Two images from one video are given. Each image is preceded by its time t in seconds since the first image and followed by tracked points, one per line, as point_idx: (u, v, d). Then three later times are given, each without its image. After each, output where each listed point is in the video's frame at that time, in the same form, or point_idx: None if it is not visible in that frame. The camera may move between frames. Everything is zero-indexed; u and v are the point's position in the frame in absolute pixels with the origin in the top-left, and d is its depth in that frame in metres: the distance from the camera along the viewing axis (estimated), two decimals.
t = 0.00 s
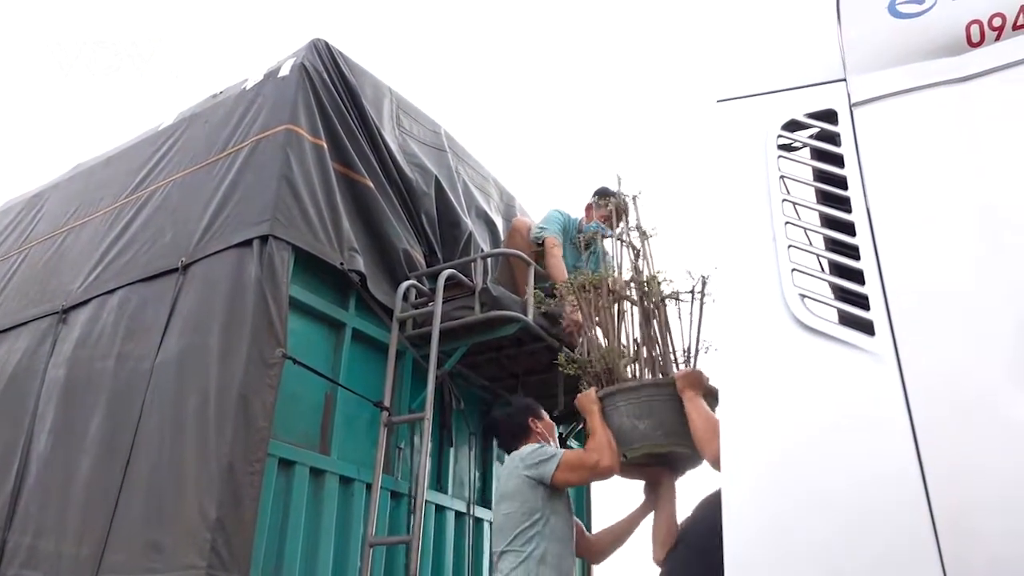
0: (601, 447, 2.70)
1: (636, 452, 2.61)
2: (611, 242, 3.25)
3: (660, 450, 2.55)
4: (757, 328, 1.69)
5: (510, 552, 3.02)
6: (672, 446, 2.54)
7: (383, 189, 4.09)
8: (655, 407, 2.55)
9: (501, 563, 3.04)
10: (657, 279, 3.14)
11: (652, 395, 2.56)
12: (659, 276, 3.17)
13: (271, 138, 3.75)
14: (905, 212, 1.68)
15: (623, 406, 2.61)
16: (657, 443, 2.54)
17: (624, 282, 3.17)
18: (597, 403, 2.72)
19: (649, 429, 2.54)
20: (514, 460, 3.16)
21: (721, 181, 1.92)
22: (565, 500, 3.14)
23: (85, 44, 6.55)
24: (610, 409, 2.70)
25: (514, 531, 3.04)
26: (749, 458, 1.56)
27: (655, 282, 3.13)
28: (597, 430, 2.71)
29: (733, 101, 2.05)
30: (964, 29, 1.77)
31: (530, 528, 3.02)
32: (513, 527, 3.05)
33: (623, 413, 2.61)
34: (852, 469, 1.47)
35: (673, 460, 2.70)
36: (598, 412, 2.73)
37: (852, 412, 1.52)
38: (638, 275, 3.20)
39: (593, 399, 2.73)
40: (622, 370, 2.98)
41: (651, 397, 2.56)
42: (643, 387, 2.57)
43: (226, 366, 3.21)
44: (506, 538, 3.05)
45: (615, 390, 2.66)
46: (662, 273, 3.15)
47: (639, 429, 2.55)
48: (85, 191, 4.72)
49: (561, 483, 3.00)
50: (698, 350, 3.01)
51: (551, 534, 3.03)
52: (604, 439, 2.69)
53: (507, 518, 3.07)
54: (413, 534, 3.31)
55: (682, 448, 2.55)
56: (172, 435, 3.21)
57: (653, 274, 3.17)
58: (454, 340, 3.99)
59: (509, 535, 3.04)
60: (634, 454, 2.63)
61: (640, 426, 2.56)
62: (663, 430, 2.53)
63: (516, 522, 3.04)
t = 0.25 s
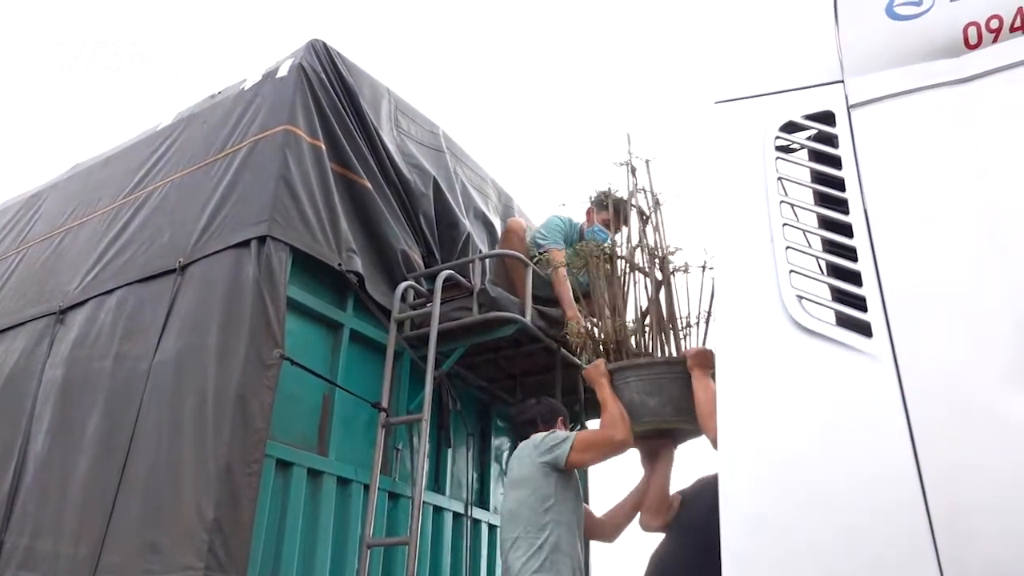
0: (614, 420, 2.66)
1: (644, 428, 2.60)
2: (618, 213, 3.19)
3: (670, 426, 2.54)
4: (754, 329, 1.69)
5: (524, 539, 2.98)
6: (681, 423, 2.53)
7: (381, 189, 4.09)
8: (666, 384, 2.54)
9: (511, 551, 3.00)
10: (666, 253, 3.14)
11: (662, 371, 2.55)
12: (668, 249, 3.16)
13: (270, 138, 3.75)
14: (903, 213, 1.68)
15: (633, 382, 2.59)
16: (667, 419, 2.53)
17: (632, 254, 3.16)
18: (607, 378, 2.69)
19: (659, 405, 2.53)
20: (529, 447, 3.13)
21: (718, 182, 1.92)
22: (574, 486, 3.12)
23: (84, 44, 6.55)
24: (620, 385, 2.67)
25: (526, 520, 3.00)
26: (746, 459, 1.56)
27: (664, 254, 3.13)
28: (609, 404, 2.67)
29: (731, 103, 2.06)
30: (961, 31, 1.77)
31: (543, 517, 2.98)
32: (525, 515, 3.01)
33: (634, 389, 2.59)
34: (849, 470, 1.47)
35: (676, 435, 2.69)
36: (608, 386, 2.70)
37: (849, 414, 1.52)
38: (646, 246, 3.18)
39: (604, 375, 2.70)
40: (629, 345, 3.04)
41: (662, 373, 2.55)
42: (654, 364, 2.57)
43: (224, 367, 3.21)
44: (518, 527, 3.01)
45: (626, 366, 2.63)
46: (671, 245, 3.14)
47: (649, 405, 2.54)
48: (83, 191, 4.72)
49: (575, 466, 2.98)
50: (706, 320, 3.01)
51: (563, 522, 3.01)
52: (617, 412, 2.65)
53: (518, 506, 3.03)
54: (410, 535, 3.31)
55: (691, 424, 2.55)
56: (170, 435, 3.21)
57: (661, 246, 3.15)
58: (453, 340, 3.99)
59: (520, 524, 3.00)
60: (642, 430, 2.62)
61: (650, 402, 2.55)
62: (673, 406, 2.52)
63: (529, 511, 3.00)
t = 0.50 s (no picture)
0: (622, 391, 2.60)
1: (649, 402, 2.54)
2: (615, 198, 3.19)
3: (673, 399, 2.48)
4: (755, 332, 1.69)
5: (552, 542, 2.88)
6: (688, 396, 2.47)
7: (381, 191, 4.09)
8: (671, 355, 2.49)
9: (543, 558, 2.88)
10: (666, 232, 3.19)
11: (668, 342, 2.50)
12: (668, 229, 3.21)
13: (270, 141, 3.75)
14: (903, 216, 1.68)
15: (639, 354, 2.55)
16: (671, 391, 2.47)
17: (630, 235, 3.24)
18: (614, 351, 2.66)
19: (663, 376, 2.48)
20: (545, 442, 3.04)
21: (719, 185, 1.93)
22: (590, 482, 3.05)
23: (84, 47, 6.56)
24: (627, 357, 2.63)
25: (557, 523, 2.90)
26: (747, 462, 1.55)
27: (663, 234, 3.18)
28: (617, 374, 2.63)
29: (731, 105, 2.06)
30: (962, 32, 1.78)
31: (573, 518, 2.90)
32: (552, 518, 2.91)
33: (639, 360, 2.55)
34: (850, 474, 1.47)
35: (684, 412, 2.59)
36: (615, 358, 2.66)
37: (850, 416, 1.52)
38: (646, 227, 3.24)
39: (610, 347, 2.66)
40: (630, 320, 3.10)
41: (668, 345, 2.50)
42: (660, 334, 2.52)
43: (225, 371, 3.21)
44: (548, 532, 2.90)
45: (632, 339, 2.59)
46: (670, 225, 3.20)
47: (654, 376, 2.50)
48: (83, 194, 4.72)
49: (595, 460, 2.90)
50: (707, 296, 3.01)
51: (588, 520, 2.93)
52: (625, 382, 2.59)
53: (546, 510, 2.92)
54: (411, 538, 3.31)
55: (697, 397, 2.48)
56: (170, 439, 3.20)
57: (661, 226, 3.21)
58: (454, 342, 3.99)
59: (551, 527, 2.90)
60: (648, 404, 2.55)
61: (655, 373, 2.50)
62: (677, 377, 2.47)
63: (559, 514, 2.90)
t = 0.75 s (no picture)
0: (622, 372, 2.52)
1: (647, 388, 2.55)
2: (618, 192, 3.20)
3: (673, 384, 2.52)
4: (758, 334, 1.69)
5: (570, 541, 2.55)
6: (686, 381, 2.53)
7: (383, 193, 4.09)
8: (673, 342, 2.53)
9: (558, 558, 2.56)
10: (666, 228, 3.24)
11: (671, 329, 2.53)
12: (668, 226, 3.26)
13: (272, 142, 3.75)
14: (905, 219, 1.68)
15: (642, 340, 2.56)
16: (672, 376, 2.51)
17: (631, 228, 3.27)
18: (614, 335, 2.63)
19: (665, 362, 2.51)
20: (567, 441, 2.62)
21: (721, 187, 1.93)
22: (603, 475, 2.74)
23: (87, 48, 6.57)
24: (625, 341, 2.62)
25: (573, 520, 2.57)
26: (750, 465, 1.56)
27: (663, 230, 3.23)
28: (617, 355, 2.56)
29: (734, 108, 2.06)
30: (963, 35, 1.77)
31: (590, 513, 2.59)
32: (566, 515, 2.58)
33: (641, 346, 2.55)
34: (852, 477, 1.47)
35: (674, 399, 2.66)
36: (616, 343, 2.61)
37: (853, 419, 1.52)
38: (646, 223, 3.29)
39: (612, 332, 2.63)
40: (627, 313, 3.10)
41: (669, 332, 2.54)
42: (662, 321, 2.54)
43: (228, 373, 3.21)
44: (564, 531, 2.57)
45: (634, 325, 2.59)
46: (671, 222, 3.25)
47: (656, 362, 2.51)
48: (86, 195, 4.73)
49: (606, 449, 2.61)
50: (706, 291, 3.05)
51: (605, 514, 2.63)
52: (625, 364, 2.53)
53: (561, 507, 2.59)
54: (413, 540, 3.31)
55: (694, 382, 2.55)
56: (172, 441, 3.20)
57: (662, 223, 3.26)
58: (455, 344, 3.99)
59: (568, 525, 2.57)
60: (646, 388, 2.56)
61: (657, 359, 2.52)
62: (678, 364, 2.52)
63: (575, 510, 2.58)
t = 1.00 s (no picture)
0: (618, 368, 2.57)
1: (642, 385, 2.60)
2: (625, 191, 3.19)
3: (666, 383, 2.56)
4: (757, 338, 1.69)
5: (570, 538, 2.54)
6: (680, 381, 2.58)
7: (383, 196, 4.10)
8: (670, 342, 2.57)
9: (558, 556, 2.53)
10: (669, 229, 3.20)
11: (667, 331, 2.58)
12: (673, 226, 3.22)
13: (272, 145, 3.76)
14: (905, 223, 1.69)
15: (642, 338, 2.59)
16: (667, 376, 2.56)
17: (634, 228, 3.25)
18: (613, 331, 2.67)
19: (662, 361, 2.56)
20: (569, 440, 2.60)
21: (720, 191, 1.93)
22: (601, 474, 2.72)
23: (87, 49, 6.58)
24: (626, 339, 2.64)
25: (574, 518, 2.56)
26: (748, 469, 1.56)
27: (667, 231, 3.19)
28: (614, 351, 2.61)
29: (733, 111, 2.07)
30: (962, 40, 1.78)
31: (591, 512, 2.58)
32: (568, 513, 2.56)
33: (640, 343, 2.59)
34: (850, 480, 1.48)
35: (666, 396, 2.71)
36: (614, 339, 2.66)
37: (852, 423, 1.52)
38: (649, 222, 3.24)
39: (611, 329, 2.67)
40: (627, 311, 3.14)
41: (667, 332, 2.58)
42: (660, 323, 2.58)
43: (227, 376, 3.22)
44: (565, 529, 2.55)
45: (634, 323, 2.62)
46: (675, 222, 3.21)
47: (653, 360, 2.56)
48: (85, 198, 4.73)
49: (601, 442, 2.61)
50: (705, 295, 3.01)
51: (604, 514, 2.62)
52: (622, 361, 2.57)
53: (563, 506, 2.57)
54: (412, 543, 3.31)
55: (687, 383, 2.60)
56: (171, 443, 3.20)
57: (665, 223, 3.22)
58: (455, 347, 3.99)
59: (569, 524, 2.55)
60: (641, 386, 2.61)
61: (654, 356, 2.57)
62: (673, 363, 2.57)
63: (577, 508, 2.57)
